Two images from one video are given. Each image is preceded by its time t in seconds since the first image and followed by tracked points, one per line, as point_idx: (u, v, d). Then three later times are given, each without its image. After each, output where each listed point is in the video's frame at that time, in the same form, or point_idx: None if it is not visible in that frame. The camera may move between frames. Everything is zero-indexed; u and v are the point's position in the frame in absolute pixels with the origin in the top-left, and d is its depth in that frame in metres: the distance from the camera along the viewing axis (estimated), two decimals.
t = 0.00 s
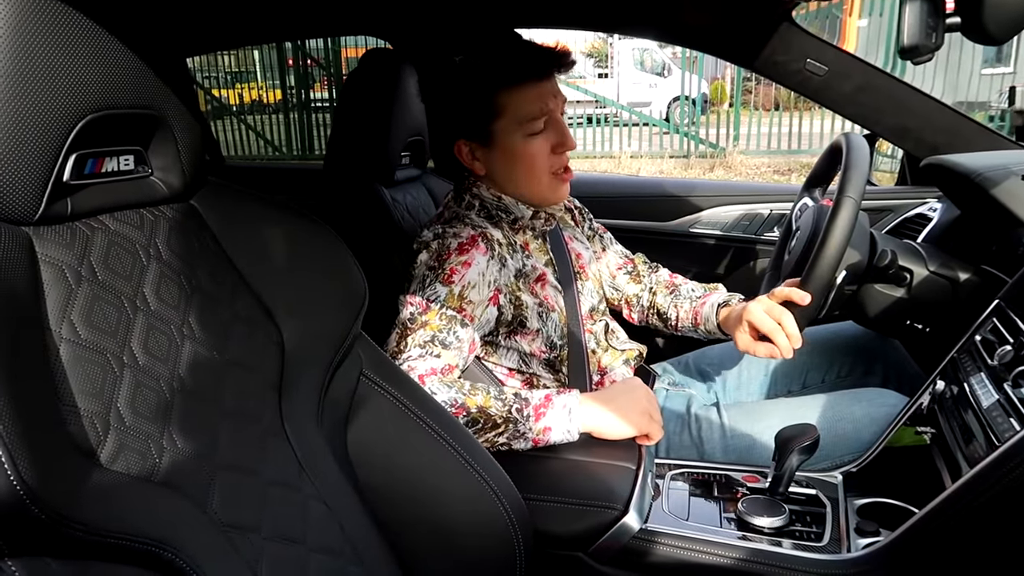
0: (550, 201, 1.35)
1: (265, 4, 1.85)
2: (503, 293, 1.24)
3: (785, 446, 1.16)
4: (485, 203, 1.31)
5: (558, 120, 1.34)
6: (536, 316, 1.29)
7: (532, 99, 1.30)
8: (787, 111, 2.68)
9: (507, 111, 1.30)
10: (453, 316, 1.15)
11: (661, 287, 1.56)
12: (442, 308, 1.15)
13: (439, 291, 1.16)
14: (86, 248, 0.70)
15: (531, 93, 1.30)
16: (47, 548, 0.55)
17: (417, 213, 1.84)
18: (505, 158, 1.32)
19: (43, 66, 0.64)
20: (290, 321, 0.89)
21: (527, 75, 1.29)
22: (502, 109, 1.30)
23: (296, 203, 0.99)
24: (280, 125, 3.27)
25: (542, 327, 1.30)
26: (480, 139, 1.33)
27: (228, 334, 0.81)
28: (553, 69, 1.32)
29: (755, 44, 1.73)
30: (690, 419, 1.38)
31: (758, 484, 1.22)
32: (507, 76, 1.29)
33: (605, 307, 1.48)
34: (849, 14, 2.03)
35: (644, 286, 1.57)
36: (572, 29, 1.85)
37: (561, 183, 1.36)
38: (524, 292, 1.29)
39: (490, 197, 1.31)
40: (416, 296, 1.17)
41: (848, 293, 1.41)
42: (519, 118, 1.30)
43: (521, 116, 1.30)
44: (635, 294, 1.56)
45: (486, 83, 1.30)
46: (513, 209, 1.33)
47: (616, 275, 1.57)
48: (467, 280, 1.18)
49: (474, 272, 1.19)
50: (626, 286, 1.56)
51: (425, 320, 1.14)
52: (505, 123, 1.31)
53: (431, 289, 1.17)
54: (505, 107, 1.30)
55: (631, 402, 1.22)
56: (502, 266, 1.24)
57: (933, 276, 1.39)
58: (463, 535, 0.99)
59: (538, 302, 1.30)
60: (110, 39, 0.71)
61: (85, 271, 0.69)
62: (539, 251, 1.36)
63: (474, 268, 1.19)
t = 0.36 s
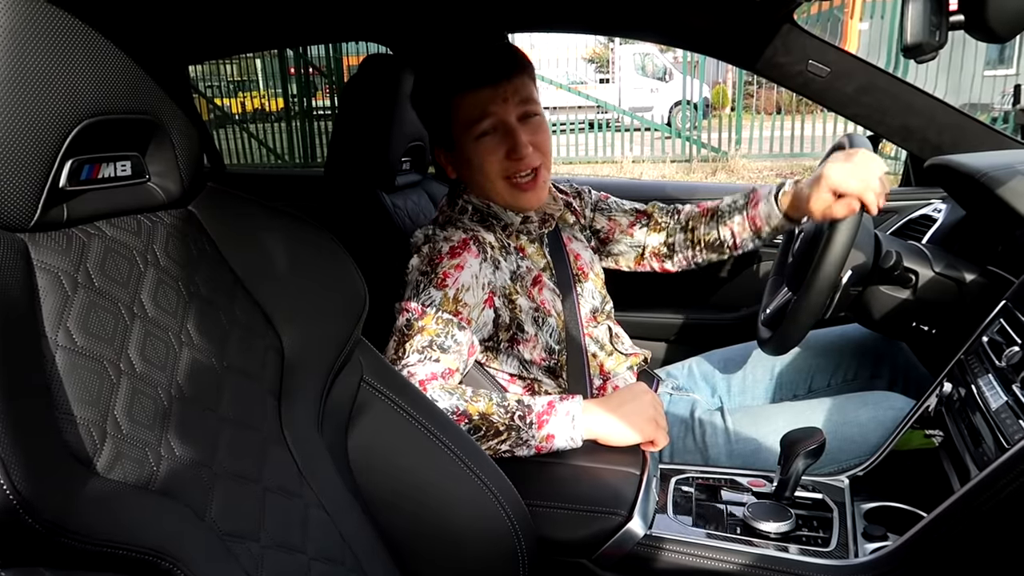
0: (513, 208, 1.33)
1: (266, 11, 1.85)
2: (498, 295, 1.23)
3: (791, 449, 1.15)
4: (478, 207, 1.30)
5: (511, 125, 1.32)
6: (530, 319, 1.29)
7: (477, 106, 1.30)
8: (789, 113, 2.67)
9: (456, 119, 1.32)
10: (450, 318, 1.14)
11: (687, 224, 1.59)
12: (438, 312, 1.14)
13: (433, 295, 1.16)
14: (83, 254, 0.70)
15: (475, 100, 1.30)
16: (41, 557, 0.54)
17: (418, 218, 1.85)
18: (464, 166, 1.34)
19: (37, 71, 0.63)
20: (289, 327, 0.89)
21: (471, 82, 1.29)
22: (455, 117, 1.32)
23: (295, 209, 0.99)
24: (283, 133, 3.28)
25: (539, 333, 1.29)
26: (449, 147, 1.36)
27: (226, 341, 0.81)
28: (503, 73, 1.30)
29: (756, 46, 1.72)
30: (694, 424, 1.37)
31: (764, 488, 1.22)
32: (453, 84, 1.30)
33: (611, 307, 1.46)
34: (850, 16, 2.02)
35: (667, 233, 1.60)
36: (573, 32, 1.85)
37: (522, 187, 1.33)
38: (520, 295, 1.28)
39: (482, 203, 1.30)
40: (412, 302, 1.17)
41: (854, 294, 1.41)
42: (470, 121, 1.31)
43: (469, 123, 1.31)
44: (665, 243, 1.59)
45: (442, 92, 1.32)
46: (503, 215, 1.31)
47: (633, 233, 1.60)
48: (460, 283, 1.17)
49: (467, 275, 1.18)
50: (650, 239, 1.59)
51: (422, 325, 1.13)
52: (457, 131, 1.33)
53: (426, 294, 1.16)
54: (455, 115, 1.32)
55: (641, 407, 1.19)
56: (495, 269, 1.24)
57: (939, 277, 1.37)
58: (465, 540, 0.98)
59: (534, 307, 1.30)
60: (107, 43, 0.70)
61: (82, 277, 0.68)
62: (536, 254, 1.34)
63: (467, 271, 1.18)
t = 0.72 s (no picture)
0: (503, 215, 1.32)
1: (262, 17, 1.85)
2: (496, 300, 1.23)
3: (794, 453, 1.14)
4: (474, 212, 1.29)
5: (498, 132, 1.30)
6: (529, 323, 1.28)
7: (463, 113, 1.30)
8: (786, 116, 2.67)
9: (444, 127, 1.32)
10: (448, 323, 1.13)
11: (681, 222, 1.65)
12: (437, 318, 1.13)
13: (431, 301, 1.14)
14: (77, 261, 0.69)
15: (462, 108, 1.30)
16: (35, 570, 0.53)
17: (416, 222, 1.84)
18: (454, 173, 1.34)
19: (30, 76, 0.62)
20: (286, 333, 0.88)
21: (458, 90, 1.29)
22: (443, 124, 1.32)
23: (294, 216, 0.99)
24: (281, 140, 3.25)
25: (538, 337, 1.28)
26: (441, 155, 1.36)
27: (222, 348, 0.80)
28: (490, 81, 1.29)
29: (754, 48, 1.72)
30: (696, 427, 1.36)
31: (767, 492, 1.21)
32: (440, 92, 1.30)
33: (614, 310, 1.45)
34: (848, 18, 2.02)
35: (661, 234, 1.64)
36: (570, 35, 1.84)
37: (511, 192, 1.31)
38: (519, 300, 1.27)
39: (477, 208, 1.29)
40: (410, 307, 1.15)
41: (855, 295, 1.39)
42: (456, 128, 1.31)
43: (457, 131, 1.31)
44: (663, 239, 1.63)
45: (432, 100, 1.32)
46: (499, 221, 1.30)
47: (627, 234, 1.63)
48: (458, 288, 1.16)
49: (464, 280, 1.17)
50: (646, 238, 1.62)
51: (420, 330, 1.12)
52: (446, 139, 1.33)
53: (423, 300, 1.15)
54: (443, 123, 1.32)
55: (641, 409, 1.18)
56: (493, 274, 1.23)
57: (940, 278, 1.36)
58: (466, 546, 0.97)
59: (533, 311, 1.29)
60: (100, 48, 0.69)
61: (76, 284, 0.67)
62: (534, 258, 1.34)
63: (465, 276, 1.18)
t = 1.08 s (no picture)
0: (513, 215, 1.31)
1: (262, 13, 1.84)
2: (502, 296, 1.22)
3: (802, 446, 1.13)
4: (482, 207, 1.28)
5: (520, 133, 1.29)
6: (535, 319, 1.27)
7: (487, 110, 1.29)
8: (788, 111, 2.66)
9: (464, 123, 1.31)
10: (455, 318, 1.13)
11: (683, 212, 1.64)
12: (444, 313, 1.12)
13: (438, 296, 1.14)
14: (80, 257, 0.68)
15: (485, 105, 1.28)
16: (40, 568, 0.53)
17: (419, 219, 1.82)
18: (469, 169, 1.32)
19: (32, 71, 0.62)
20: (291, 330, 0.88)
21: (484, 87, 1.28)
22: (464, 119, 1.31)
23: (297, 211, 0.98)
24: (282, 139, 3.25)
25: (544, 333, 1.28)
26: (456, 150, 1.35)
27: (226, 344, 0.79)
28: (517, 81, 1.28)
29: (757, 40, 1.71)
30: (702, 421, 1.36)
31: (775, 485, 1.20)
32: (465, 87, 1.29)
33: (618, 305, 1.45)
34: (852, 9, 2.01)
35: (662, 224, 1.64)
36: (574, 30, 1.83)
37: (524, 195, 1.30)
38: (525, 295, 1.27)
39: (486, 205, 1.29)
40: (416, 303, 1.15)
41: (861, 289, 1.39)
42: (478, 125, 1.30)
43: (478, 127, 1.30)
44: (663, 229, 1.63)
45: (455, 95, 1.31)
46: (507, 217, 1.30)
47: (628, 225, 1.63)
48: (466, 283, 1.16)
49: (472, 276, 1.17)
50: (647, 228, 1.62)
51: (427, 326, 1.11)
52: (464, 134, 1.31)
53: (429, 295, 1.14)
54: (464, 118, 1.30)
55: (647, 404, 1.18)
56: (500, 270, 1.23)
57: (947, 269, 1.36)
58: (474, 542, 0.96)
59: (539, 306, 1.28)
60: (102, 44, 0.69)
61: (80, 281, 0.67)
62: (541, 253, 1.34)
63: (472, 271, 1.17)
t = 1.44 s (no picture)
0: (518, 209, 1.31)
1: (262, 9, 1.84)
2: (503, 295, 1.21)
3: (801, 447, 1.13)
4: (484, 205, 1.28)
5: (527, 127, 1.29)
6: (536, 318, 1.26)
7: (494, 104, 1.28)
8: (787, 111, 2.66)
9: (470, 115, 1.30)
10: (455, 318, 1.12)
11: (682, 211, 1.63)
12: (443, 312, 1.12)
13: (438, 294, 1.13)
14: (75, 253, 0.67)
15: (493, 98, 1.28)
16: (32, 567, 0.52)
17: (419, 216, 1.81)
18: (475, 161, 1.32)
19: (28, 64, 0.61)
20: (288, 328, 0.87)
21: (492, 80, 1.27)
22: (470, 112, 1.30)
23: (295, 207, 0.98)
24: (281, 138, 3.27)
25: (544, 332, 1.27)
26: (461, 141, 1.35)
27: (223, 342, 0.79)
28: (526, 74, 1.28)
29: (758, 39, 1.71)
30: (701, 422, 1.35)
31: (773, 486, 1.20)
32: (473, 79, 1.28)
33: (618, 304, 1.45)
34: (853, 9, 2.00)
35: (661, 223, 1.63)
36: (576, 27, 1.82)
37: (529, 190, 1.31)
38: (525, 294, 1.26)
39: (489, 201, 1.28)
40: (416, 301, 1.14)
41: (861, 289, 1.39)
42: (484, 118, 1.29)
43: (485, 120, 1.29)
44: (662, 228, 1.63)
45: (462, 86, 1.30)
46: (509, 215, 1.30)
47: (627, 224, 1.62)
48: (466, 282, 1.15)
49: (473, 275, 1.16)
50: (646, 227, 1.62)
51: (426, 324, 1.11)
52: (471, 127, 1.31)
53: (430, 294, 1.14)
54: (471, 111, 1.30)
55: (647, 403, 1.18)
56: (501, 268, 1.22)
57: (948, 270, 1.35)
58: (471, 542, 0.96)
59: (539, 305, 1.28)
60: (98, 38, 0.68)
61: (75, 276, 0.66)
62: (542, 252, 1.34)
63: (473, 270, 1.16)
